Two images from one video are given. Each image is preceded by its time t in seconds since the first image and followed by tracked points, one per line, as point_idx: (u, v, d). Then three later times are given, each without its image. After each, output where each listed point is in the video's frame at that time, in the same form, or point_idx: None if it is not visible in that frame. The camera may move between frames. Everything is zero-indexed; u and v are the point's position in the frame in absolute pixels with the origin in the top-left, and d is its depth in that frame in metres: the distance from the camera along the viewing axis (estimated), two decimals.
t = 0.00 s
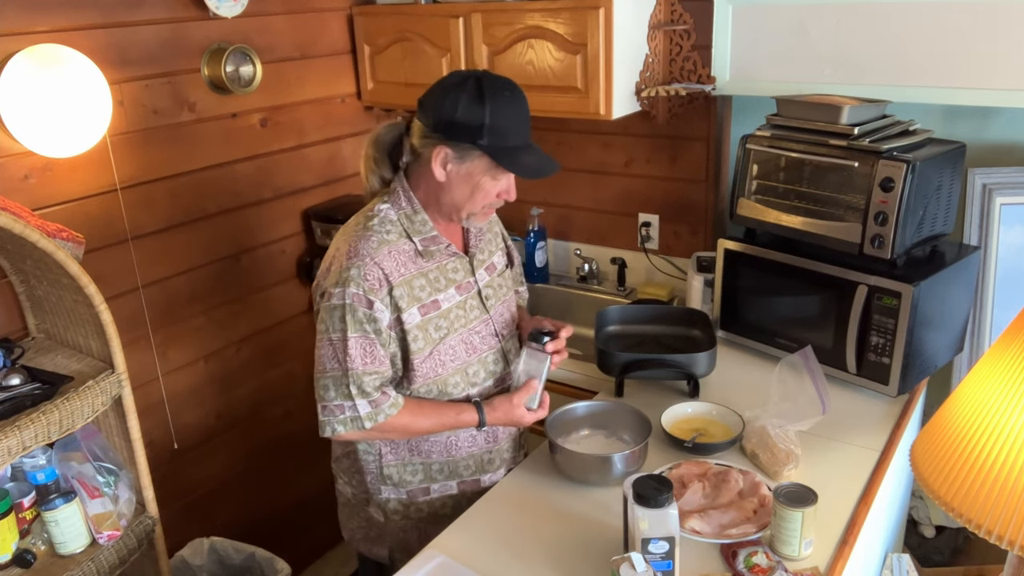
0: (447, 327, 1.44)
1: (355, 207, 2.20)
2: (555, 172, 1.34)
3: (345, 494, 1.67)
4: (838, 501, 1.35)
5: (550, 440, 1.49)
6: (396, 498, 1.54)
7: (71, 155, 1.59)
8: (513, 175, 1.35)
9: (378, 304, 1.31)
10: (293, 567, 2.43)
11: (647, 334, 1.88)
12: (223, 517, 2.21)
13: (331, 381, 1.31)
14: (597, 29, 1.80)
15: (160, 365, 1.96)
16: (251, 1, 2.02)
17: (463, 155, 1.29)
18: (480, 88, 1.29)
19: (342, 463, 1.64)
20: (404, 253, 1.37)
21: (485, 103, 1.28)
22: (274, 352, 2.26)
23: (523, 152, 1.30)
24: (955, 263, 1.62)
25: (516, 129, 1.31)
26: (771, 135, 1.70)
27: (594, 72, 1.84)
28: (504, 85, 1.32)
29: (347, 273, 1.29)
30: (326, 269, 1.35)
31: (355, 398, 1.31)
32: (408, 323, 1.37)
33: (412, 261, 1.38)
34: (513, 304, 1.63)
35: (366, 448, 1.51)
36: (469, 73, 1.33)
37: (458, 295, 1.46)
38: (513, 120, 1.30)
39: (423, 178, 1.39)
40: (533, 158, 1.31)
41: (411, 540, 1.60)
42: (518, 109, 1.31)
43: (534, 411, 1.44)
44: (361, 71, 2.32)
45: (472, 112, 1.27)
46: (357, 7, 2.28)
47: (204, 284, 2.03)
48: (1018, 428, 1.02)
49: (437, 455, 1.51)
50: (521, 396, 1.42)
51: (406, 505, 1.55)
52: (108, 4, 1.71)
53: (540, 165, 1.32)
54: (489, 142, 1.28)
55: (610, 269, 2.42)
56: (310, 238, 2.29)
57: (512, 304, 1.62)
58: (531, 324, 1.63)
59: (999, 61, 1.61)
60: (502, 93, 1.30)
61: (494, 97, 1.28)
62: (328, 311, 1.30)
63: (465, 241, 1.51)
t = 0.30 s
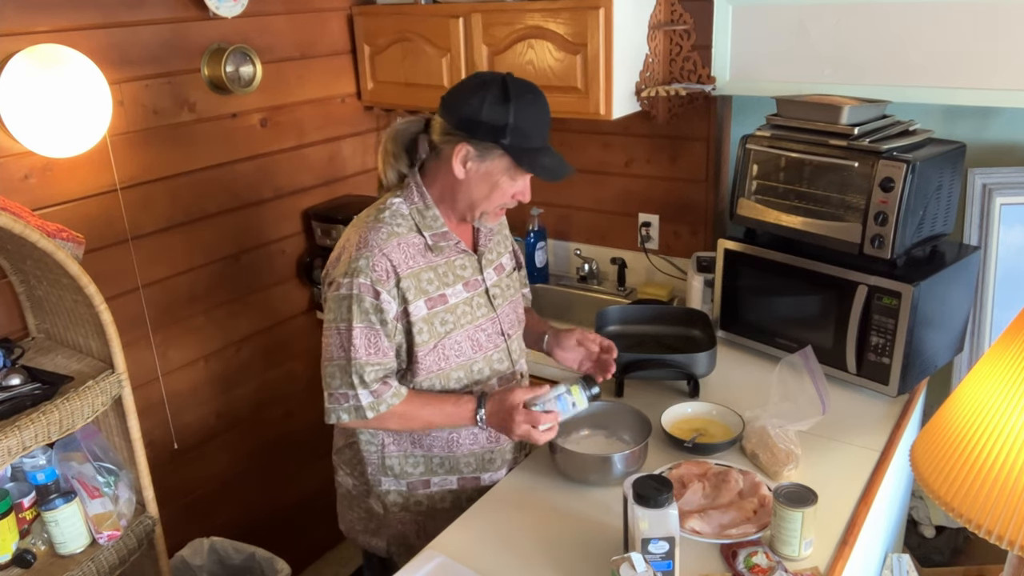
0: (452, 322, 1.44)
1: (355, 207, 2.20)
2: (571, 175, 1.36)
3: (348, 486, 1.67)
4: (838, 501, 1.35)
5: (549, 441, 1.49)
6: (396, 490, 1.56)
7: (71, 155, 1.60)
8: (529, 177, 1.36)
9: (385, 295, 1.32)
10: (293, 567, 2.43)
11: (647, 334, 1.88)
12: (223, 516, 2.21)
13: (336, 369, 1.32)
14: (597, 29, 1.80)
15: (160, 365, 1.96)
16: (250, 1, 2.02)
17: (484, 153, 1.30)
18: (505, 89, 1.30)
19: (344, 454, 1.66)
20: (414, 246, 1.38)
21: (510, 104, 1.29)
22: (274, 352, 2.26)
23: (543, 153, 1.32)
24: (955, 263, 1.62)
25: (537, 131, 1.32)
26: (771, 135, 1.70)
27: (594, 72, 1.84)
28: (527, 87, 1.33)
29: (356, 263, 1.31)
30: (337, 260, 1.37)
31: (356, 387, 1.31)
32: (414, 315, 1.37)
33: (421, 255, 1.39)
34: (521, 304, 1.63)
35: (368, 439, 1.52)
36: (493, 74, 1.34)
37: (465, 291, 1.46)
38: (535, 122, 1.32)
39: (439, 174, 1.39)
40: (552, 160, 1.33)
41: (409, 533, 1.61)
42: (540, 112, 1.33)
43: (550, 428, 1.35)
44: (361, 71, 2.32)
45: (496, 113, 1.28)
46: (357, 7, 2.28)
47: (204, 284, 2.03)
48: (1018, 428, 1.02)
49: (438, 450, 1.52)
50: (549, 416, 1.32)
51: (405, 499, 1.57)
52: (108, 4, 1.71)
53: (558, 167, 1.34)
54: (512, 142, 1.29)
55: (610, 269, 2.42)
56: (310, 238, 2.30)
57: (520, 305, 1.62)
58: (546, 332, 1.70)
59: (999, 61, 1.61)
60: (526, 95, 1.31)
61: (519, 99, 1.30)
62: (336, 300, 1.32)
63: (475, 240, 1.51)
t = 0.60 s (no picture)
0: (460, 317, 1.44)
1: (355, 207, 2.20)
2: (585, 175, 1.38)
3: (345, 479, 1.69)
4: (838, 501, 1.35)
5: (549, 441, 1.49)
6: (399, 483, 1.57)
7: (71, 155, 1.59)
8: (542, 176, 1.38)
9: (394, 287, 1.33)
10: (293, 567, 2.44)
11: (647, 334, 1.88)
12: (223, 516, 2.21)
13: (345, 360, 1.33)
14: (597, 29, 1.80)
15: (160, 365, 1.96)
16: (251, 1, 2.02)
17: (500, 151, 1.32)
18: (524, 89, 1.31)
19: (347, 448, 1.67)
20: (424, 241, 1.38)
21: (528, 104, 1.30)
22: (274, 352, 2.27)
23: (558, 153, 1.34)
24: (955, 263, 1.62)
25: (554, 131, 1.34)
26: (771, 135, 1.70)
27: (594, 71, 1.84)
28: (545, 88, 1.35)
29: (367, 255, 1.32)
30: (348, 253, 1.38)
31: (364, 378, 1.31)
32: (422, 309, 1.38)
33: (432, 249, 1.40)
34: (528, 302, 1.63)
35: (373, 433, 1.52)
36: (511, 74, 1.36)
37: (474, 287, 1.46)
38: (552, 122, 1.33)
39: (453, 170, 1.40)
40: (566, 160, 1.35)
41: (411, 527, 1.62)
42: (557, 112, 1.35)
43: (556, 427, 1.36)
44: (361, 71, 2.32)
45: (514, 111, 1.30)
46: (357, 7, 2.28)
47: (205, 284, 2.03)
48: (1018, 428, 1.02)
49: (441, 444, 1.53)
50: (555, 409, 1.36)
51: (408, 493, 1.57)
52: (108, 4, 1.71)
53: (571, 167, 1.36)
54: (528, 141, 1.31)
55: (610, 269, 2.42)
56: (310, 238, 2.29)
57: (527, 304, 1.62)
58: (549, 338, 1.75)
59: (999, 61, 1.61)
60: (544, 96, 1.33)
61: (537, 99, 1.31)
62: (347, 291, 1.33)
63: (484, 237, 1.52)
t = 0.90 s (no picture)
0: (466, 314, 1.44)
1: (355, 207, 2.20)
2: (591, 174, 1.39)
3: (353, 473, 1.71)
4: (838, 501, 1.35)
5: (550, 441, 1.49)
6: (405, 478, 1.57)
7: (71, 155, 1.59)
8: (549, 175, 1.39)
9: (401, 283, 1.33)
10: (293, 567, 2.44)
11: (647, 334, 1.88)
12: (223, 516, 2.22)
13: (352, 354, 1.33)
14: (597, 29, 1.80)
15: (161, 364, 1.96)
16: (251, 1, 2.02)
17: (508, 149, 1.32)
18: (532, 89, 1.32)
19: (354, 443, 1.68)
20: (431, 238, 1.39)
21: (537, 103, 1.30)
22: (274, 352, 2.27)
23: (565, 152, 1.34)
24: (955, 263, 1.62)
25: (561, 130, 1.34)
26: (771, 135, 1.70)
27: (594, 71, 1.84)
28: (553, 87, 1.35)
29: (375, 251, 1.32)
30: (355, 249, 1.38)
31: (370, 372, 1.32)
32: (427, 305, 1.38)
33: (439, 247, 1.40)
34: (534, 300, 1.63)
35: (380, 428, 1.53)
36: (519, 74, 1.36)
37: (480, 284, 1.46)
38: (560, 121, 1.34)
39: (461, 168, 1.41)
40: (573, 159, 1.35)
41: (416, 522, 1.63)
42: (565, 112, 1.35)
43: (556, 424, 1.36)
44: (361, 71, 2.32)
45: (523, 110, 1.30)
46: (357, 7, 2.28)
47: (205, 284, 2.03)
48: (1018, 428, 1.02)
49: (446, 440, 1.53)
50: (557, 408, 1.35)
51: (414, 487, 1.58)
52: (108, 4, 1.71)
53: (578, 166, 1.36)
54: (536, 140, 1.31)
55: (610, 269, 2.42)
56: (310, 238, 2.29)
57: (532, 302, 1.62)
58: (550, 339, 1.77)
59: (999, 61, 1.61)
60: (552, 95, 1.33)
61: (545, 99, 1.32)
62: (354, 287, 1.33)
63: (491, 236, 1.52)
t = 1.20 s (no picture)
0: (468, 311, 1.44)
1: (355, 207, 2.20)
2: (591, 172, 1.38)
3: (361, 468, 1.71)
4: (838, 501, 1.35)
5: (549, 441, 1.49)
6: (410, 473, 1.57)
7: (71, 155, 1.59)
8: (549, 173, 1.39)
9: (403, 282, 1.33)
10: (293, 566, 2.44)
11: (648, 333, 1.88)
12: (223, 516, 2.22)
13: (357, 352, 1.34)
14: (597, 29, 1.80)
15: (161, 364, 1.96)
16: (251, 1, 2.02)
17: (508, 147, 1.32)
18: (531, 87, 1.32)
19: (361, 439, 1.69)
20: (433, 236, 1.39)
21: (536, 101, 1.30)
22: (274, 351, 2.27)
23: (565, 149, 1.34)
24: (955, 263, 1.62)
25: (561, 128, 1.34)
26: (771, 135, 1.70)
27: (594, 71, 1.84)
28: (552, 86, 1.35)
29: (377, 250, 1.33)
30: (358, 248, 1.39)
31: (376, 370, 1.33)
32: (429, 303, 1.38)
33: (441, 245, 1.40)
34: (538, 297, 1.63)
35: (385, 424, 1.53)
36: (519, 73, 1.36)
37: (483, 282, 1.46)
38: (559, 119, 1.33)
39: (461, 167, 1.40)
40: (573, 156, 1.35)
41: (422, 516, 1.64)
42: (564, 110, 1.35)
43: (559, 418, 1.36)
44: (361, 71, 2.32)
45: (522, 108, 1.30)
46: (357, 7, 2.28)
47: (205, 284, 2.03)
48: (1018, 428, 1.02)
49: (450, 437, 1.53)
50: (559, 400, 1.36)
51: (419, 483, 1.58)
52: (108, 4, 1.71)
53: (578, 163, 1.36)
54: (535, 137, 1.31)
55: (610, 269, 2.42)
56: (310, 238, 2.29)
57: (536, 299, 1.62)
58: (554, 338, 1.77)
59: (999, 61, 1.61)
60: (551, 93, 1.33)
61: (544, 97, 1.31)
62: (358, 286, 1.34)
63: (493, 234, 1.51)
